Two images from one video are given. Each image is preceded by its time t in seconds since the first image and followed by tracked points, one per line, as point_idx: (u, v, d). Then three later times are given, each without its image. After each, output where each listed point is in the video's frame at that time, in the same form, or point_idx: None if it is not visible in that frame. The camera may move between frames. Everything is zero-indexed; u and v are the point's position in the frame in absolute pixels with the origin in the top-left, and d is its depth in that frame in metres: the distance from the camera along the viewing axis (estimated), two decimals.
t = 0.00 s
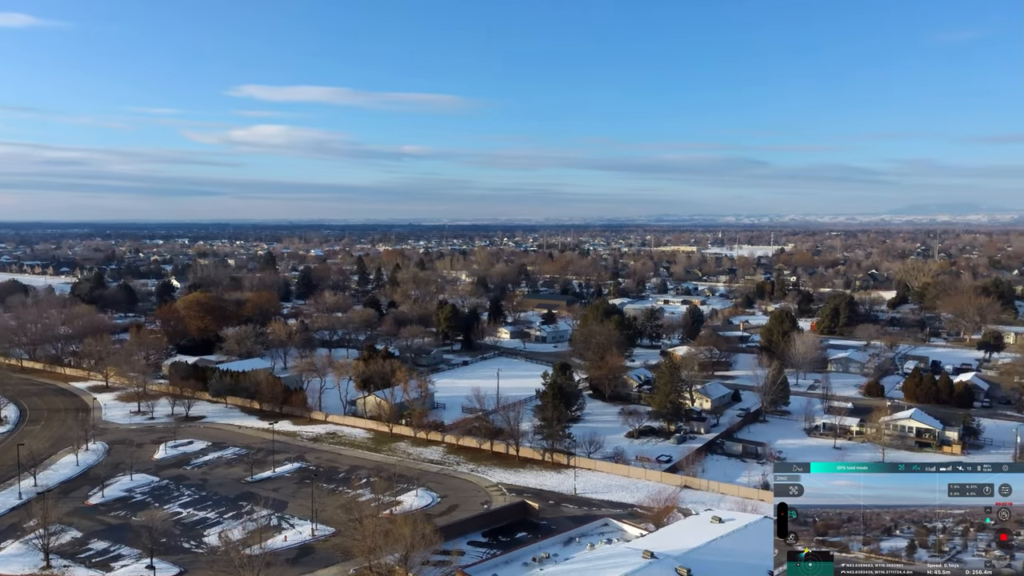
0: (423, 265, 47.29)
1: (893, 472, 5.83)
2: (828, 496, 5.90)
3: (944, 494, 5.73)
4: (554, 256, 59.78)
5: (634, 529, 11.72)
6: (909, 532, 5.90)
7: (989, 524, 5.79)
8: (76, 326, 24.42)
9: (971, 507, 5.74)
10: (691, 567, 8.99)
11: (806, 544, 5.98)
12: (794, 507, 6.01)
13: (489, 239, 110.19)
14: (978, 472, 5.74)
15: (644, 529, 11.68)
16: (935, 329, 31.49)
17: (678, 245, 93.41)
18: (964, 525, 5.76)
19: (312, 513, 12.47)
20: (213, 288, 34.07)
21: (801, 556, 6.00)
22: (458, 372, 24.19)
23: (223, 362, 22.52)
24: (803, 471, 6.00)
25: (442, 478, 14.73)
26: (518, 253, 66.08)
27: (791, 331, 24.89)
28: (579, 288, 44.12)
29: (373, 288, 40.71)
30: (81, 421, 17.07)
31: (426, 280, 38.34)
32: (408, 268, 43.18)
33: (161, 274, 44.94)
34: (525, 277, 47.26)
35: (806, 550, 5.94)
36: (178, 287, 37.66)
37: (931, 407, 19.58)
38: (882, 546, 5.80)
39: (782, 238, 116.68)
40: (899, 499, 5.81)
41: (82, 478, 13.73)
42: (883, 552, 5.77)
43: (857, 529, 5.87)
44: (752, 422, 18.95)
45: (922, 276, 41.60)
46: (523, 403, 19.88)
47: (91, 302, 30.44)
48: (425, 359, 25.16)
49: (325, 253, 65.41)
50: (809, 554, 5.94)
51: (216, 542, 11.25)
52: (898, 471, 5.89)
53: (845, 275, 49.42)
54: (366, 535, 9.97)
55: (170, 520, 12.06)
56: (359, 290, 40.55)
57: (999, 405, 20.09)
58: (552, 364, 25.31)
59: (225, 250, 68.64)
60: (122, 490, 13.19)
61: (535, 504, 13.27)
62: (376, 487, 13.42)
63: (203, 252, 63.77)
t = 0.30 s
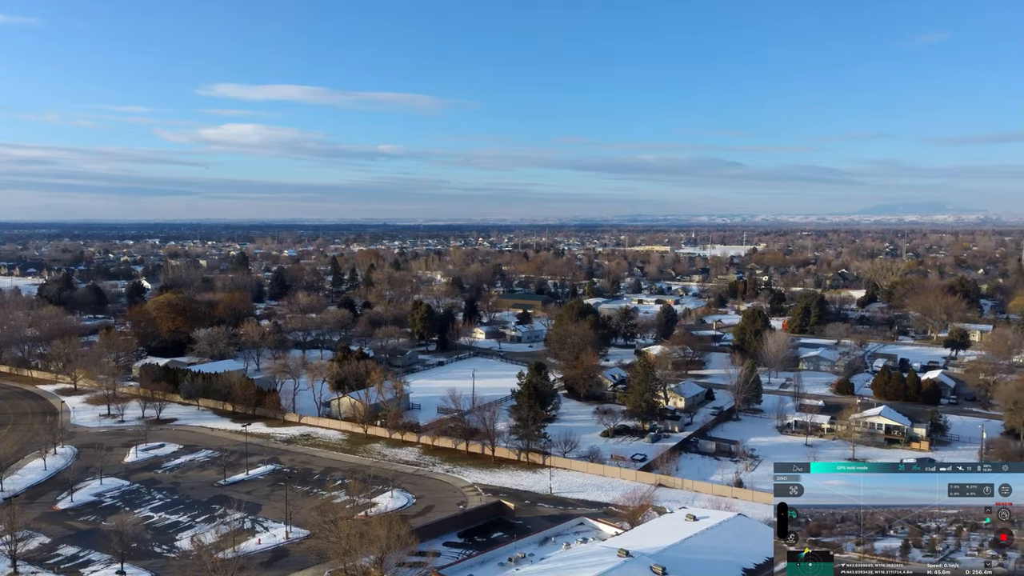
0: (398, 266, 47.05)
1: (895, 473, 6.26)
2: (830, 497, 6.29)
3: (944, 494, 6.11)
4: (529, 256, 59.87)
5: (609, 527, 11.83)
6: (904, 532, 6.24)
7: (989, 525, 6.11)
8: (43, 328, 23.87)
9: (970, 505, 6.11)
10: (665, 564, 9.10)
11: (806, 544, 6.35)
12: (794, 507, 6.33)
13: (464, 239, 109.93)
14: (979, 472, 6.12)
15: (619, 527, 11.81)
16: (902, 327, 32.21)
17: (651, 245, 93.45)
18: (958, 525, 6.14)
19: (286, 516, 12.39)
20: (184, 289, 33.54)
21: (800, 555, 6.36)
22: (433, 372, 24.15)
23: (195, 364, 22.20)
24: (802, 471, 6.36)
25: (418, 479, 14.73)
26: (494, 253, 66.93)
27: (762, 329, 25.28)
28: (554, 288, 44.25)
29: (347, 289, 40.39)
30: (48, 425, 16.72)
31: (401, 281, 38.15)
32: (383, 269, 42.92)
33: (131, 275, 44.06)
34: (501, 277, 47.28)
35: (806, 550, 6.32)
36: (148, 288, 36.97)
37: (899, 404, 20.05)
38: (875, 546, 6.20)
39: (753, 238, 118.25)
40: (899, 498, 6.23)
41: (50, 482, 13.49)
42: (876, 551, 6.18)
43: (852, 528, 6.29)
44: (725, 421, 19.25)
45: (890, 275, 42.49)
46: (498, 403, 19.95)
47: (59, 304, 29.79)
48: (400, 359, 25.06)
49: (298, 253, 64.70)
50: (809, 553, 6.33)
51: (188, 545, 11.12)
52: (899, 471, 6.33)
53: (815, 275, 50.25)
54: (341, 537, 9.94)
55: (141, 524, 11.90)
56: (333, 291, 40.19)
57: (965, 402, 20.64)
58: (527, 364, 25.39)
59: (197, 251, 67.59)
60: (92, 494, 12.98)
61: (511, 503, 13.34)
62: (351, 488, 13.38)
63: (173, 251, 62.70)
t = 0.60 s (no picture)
0: (372, 266, 46.82)
1: (895, 473, 6.35)
2: (829, 496, 6.38)
3: (944, 494, 6.21)
4: (504, 256, 59.95)
5: (585, 527, 11.93)
6: (897, 531, 6.39)
7: (986, 524, 6.25)
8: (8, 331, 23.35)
9: (970, 504, 6.23)
10: (642, 562, 9.21)
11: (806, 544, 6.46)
12: (794, 506, 6.44)
13: (439, 238, 109.67)
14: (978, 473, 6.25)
15: (595, 527, 11.91)
16: (872, 326, 32.84)
17: (625, 245, 93.66)
18: (951, 525, 6.21)
19: (260, 519, 12.28)
20: (155, 290, 33.04)
21: (801, 556, 6.49)
22: (408, 373, 24.09)
23: (166, 366, 21.91)
24: (802, 471, 6.47)
25: (393, 480, 14.70)
26: (469, 253, 66.67)
27: (735, 328, 25.61)
28: (529, 288, 44.37)
29: (321, 289, 40.08)
30: (14, 428, 16.36)
31: (375, 281, 37.96)
32: (357, 269, 42.68)
33: (100, 275, 43.26)
34: (476, 277, 47.28)
35: (807, 550, 6.43)
36: (118, 290, 36.33)
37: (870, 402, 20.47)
38: (870, 546, 6.35)
39: (726, 238, 119.68)
40: (898, 498, 6.31)
41: (16, 488, 13.21)
42: (870, 551, 6.34)
43: (845, 529, 6.37)
44: (699, 419, 19.49)
45: (860, 274, 43.33)
46: (474, 403, 19.97)
47: (25, 305, 29.16)
48: (375, 360, 24.94)
49: (272, 254, 64.06)
50: (808, 553, 6.44)
51: (160, 550, 10.98)
52: (900, 471, 6.42)
53: (787, 274, 51.03)
54: (315, 540, 9.90)
55: (111, 529, 11.72)
56: (307, 291, 39.85)
57: (933, 399, 21.14)
58: (503, 364, 25.45)
59: (167, 251, 66.53)
60: (60, 499, 12.74)
61: (487, 504, 13.39)
62: (325, 490, 13.33)
63: (143, 252, 61.64)
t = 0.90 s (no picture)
0: (347, 266, 46.55)
1: (895, 472, 6.50)
2: (827, 496, 6.60)
3: (943, 494, 6.36)
4: (480, 256, 60.01)
5: (560, 526, 12.05)
6: (891, 530, 6.69)
7: (987, 523, 6.46)
8: None
9: (972, 504, 6.37)
10: (616, 561, 9.33)
11: (808, 544, 6.77)
12: (794, 507, 6.68)
13: (414, 238, 109.27)
14: (980, 473, 6.36)
15: (571, 526, 12.02)
16: (842, 324, 33.48)
17: (600, 245, 94.00)
18: (944, 525, 6.53)
19: (234, 522, 12.19)
20: (126, 291, 32.52)
21: (801, 555, 6.79)
22: (384, 373, 24.03)
23: (137, 368, 21.61)
24: (802, 471, 6.64)
25: (369, 482, 14.66)
26: (444, 254, 66.60)
27: (709, 328, 25.97)
28: (505, 288, 44.47)
29: (295, 290, 39.75)
30: None
31: (350, 281, 37.76)
32: (332, 269, 42.43)
33: (68, 276, 42.47)
34: (452, 278, 47.27)
35: (807, 550, 6.74)
36: (87, 291, 35.70)
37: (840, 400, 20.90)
38: (865, 546, 6.64)
39: (699, 238, 121.02)
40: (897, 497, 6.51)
41: None
42: (865, 551, 6.63)
43: (838, 529, 6.72)
44: (674, 418, 19.73)
45: (830, 274, 44.15)
46: (450, 403, 19.99)
47: None
48: (350, 361, 24.83)
49: (245, 254, 63.37)
50: (809, 554, 6.75)
51: (131, 554, 10.85)
52: (900, 470, 6.56)
53: (759, 274, 51.80)
54: (290, 542, 9.87)
55: (81, 534, 11.55)
56: (281, 292, 39.50)
57: (901, 396, 21.64)
58: (478, 364, 25.50)
59: (138, 251, 65.50)
60: (28, 504, 12.52)
61: (463, 504, 13.44)
62: (300, 492, 13.27)
63: (113, 252, 60.54)
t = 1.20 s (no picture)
0: (322, 266, 46.22)
1: (894, 472, 6.73)
2: (826, 496, 6.83)
3: (944, 494, 6.60)
4: (456, 256, 59.97)
5: (537, 525, 12.16)
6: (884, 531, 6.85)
7: (988, 522, 6.61)
8: None
9: (972, 505, 6.59)
10: (591, 558, 9.46)
11: (807, 543, 6.95)
12: (794, 507, 6.94)
13: (389, 238, 108.74)
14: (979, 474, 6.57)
15: (547, 525, 12.13)
16: (814, 323, 34.07)
17: (576, 245, 94.21)
18: (938, 525, 6.72)
19: (207, 525, 12.09)
20: (96, 292, 31.94)
21: (801, 556, 7.00)
22: (359, 374, 23.93)
23: (108, 370, 21.28)
24: (802, 471, 6.89)
25: (344, 483, 14.62)
26: (420, 253, 66.46)
27: (683, 326, 26.27)
28: (481, 288, 44.50)
29: (269, 290, 39.37)
30: None
31: (325, 281, 37.50)
32: (307, 269, 42.11)
33: (34, 277, 41.61)
34: (428, 277, 47.19)
35: (807, 550, 6.93)
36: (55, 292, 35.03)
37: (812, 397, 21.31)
38: (859, 546, 6.83)
39: (674, 238, 122.10)
40: (897, 497, 6.72)
41: None
42: (859, 552, 6.82)
43: (831, 530, 6.92)
44: (649, 416, 19.95)
45: (802, 272, 44.90)
46: (426, 403, 20.00)
47: None
48: (325, 362, 24.69)
49: (218, 254, 62.63)
50: (809, 553, 6.93)
51: (102, 559, 10.71)
52: (899, 470, 6.79)
53: (732, 273, 52.47)
54: (265, 545, 9.84)
55: (50, 539, 11.38)
56: (255, 292, 39.09)
57: (872, 393, 22.14)
58: (454, 364, 25.51)
59: (108, 250, 64.41)
60: None
61: (439, 505, 13.47)
62: (276, 494, 13.20)
63: (81, 252, 59.48)
